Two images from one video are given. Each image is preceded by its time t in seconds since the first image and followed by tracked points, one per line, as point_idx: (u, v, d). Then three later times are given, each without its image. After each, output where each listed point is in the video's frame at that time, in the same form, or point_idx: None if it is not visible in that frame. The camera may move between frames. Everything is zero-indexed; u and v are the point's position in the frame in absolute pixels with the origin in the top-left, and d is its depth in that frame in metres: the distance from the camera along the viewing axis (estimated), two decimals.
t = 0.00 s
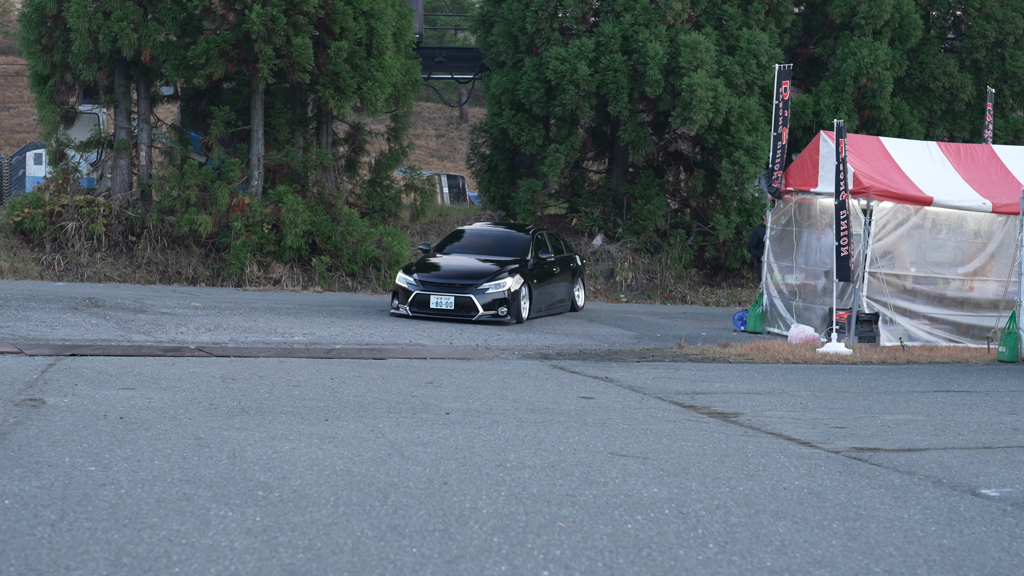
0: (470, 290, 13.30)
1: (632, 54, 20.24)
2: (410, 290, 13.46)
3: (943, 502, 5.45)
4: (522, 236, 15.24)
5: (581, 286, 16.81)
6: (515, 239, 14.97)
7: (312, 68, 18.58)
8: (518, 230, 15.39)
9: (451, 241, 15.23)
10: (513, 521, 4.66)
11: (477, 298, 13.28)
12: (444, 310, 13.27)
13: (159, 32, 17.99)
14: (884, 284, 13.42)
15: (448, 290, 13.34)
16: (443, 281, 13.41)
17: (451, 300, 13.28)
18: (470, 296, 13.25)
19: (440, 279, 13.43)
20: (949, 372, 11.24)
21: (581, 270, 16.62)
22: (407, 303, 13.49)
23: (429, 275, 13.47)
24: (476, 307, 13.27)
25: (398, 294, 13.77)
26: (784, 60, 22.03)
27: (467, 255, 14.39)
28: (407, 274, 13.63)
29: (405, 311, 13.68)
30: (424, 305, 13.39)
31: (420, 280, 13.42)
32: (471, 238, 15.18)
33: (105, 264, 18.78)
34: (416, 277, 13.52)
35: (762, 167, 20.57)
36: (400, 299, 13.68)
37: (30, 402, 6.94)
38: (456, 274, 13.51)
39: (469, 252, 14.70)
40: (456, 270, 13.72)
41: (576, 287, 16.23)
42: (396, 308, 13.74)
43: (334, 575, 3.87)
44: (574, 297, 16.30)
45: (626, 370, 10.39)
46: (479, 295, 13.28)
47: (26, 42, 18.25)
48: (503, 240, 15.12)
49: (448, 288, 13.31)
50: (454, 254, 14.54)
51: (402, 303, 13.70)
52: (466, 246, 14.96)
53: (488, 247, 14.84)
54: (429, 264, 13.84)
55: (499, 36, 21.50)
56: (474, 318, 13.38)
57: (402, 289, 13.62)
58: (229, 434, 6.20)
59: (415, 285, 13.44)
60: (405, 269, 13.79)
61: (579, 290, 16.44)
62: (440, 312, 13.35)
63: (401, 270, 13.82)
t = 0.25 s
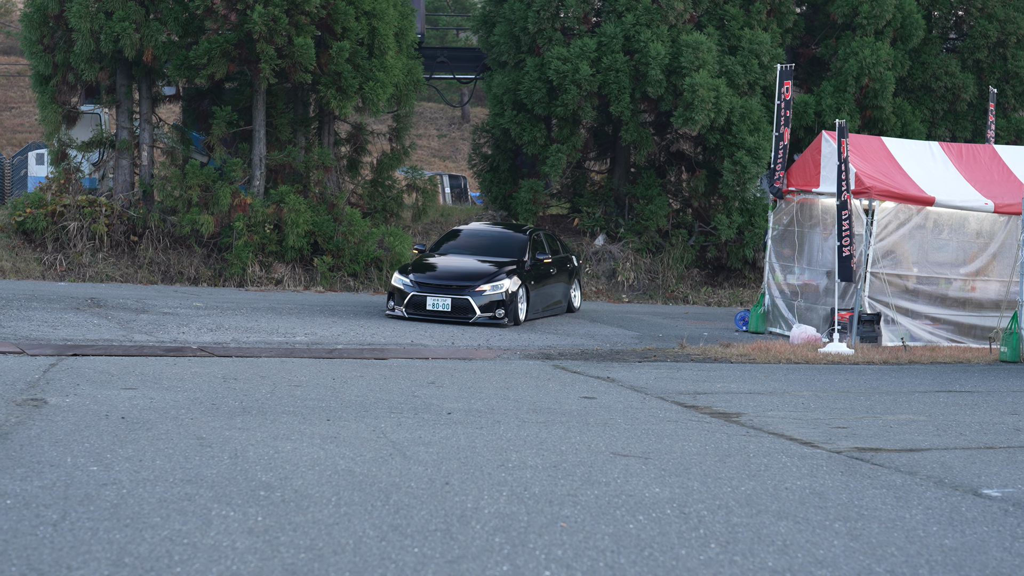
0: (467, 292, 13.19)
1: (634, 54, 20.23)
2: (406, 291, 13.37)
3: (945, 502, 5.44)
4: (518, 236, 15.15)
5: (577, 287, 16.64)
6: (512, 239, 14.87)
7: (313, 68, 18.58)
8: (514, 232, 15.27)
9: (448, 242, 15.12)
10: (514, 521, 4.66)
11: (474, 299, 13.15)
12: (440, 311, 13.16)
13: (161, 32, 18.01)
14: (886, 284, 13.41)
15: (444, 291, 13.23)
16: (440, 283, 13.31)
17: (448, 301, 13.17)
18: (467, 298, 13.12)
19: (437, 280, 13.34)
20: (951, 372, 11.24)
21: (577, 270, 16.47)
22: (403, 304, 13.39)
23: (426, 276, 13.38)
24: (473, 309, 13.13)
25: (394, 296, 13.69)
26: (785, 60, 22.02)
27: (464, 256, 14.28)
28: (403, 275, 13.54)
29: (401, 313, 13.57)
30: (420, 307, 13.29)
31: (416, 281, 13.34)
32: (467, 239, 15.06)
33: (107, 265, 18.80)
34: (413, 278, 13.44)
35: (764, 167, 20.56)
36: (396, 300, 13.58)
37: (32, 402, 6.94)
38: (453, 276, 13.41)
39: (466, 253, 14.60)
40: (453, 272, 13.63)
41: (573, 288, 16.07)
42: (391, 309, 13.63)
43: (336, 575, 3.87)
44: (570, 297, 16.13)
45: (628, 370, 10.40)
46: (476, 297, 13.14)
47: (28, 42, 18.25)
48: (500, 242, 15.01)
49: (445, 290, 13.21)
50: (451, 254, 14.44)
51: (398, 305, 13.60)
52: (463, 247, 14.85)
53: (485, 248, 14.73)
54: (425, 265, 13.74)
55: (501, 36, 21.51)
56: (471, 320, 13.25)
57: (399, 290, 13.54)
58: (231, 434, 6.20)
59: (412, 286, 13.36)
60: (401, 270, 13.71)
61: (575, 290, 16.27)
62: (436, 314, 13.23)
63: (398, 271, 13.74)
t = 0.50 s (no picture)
0: (463, 293, 12.99)
1: (635, 53, 20.21)
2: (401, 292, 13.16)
3: (946, 502, 5.44)
4: (514, 236, 14.93)
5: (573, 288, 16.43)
6: (508, 239, 14.66)
7: (315, 68, 18.59)
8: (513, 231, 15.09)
9: (443, 242, 14.89)
10: (516, 521, 4.66)
11: (470, 301, 12.96)
12: (436, 313, 12.99)
13: (162, 32, 18.02)
14: (887, 284, 13.41)
15: (440, 293, 13.03)
16: (435, 284, 13.10)
17: (444, 303, 12.98)
18: (463, 299, 12.94)
19: (433, 281, 13.12)
20: (953, 372, 11.23)
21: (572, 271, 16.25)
22: (398, 305, 13.19)
23: (421, 277, 13.16)
24: (470, 311, 12.96)
25: (389, 296, 13.46)
26: (787, 60, 22.00)
27: (459, 257, 14.06)
28: (398, 276, 13.32)
29: (396, 314, 13.37)
30: (416, 308, 13.09)
31: (412, 282, 13.11)
32: (462, 238, 14.82)
33: (108, 264, 18.81)
34: (408, 278, 13.22)
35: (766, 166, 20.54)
36: (391, 302, 13.36)
37: (33, 402, 6.94)
38: (449, 277, 13.19)
39: (461, 253, 14.37)
40: (448, 272, 13.41)
41: (569, 289, 15.85)
42: (386, 311, 13.45)
43: (336, 575, 3.86)
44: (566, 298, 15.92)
45: (629, 370, 10.39)
46: (473, 298, 12.96)
47: (29, 41, 18.25)
48: (495, 241, 14.78)
49: (440, 291, 13.00)
50: (446, 255, 14.22)
51: (393, 306, 13.39)
52: (458, 247, 14.63)
53: (480, 248, 14.50)
54: (420, 266, 13.52)
55: (502, 35, 21.50)
56: (468, 322, 13.07)
57: (394, 292, 13.32)
58: (233, 434, 6.19)
59: (407, 287, 13.14)
60: (396, 271, 13.48)
61: (571, 292, 16.04)
62: (432, 315, 13.05)
63: (393, 271, 13.52)
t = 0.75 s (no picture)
0: (459, 296, 12.81)
1: (637, 54, 20.21)
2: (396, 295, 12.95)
3: (949, 502, 5.44)
4: (510, 237, 14.74)
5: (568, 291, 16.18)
6: (503, 240, 14.46)
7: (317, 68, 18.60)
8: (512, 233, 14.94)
9: (437, 243, 14.66)
10: (518, 521, 4.66)
11: (467, 304, 12.80)
12: (432, 316, 12.81)
13: (165, 32, 18.04)
14: (889, 284, 13.41)
15: (436, 295, 12.84)
16: (431, 286, 12.91)
17: (440, 305, 12.81)
18: (460, 302, 12.77)
19: (429, 283, 12.93)
20: (955, 372, 11.23)
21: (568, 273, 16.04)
22: (393, 308, 12.98)
23: (417, 279, 12.96)
24: (467, 314, 12.79)
25: (383, 299, 13.24)
26: (789, 60, 21.99)
27: (454, 258, 13.85)
28: (393, 278, 13.10)
29: (391, 316, 13.16)
30: (411, 311, 12.89)
31: (407, 283, 12.91)
32: (458, 239, 14.59)
33: (110, 265, 18.84)
34: (403, 280, 13.01)
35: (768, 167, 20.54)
36: (386, 304, 13.15)
37: (36, 402, 6.96)
38: (444, 279, 13.00)
39: (457, 255, 14.15)
40: (443, 275, 13.22)
41: (564, 291, 15.64)
42: (381, 313, 13.24)
43: (339, 575, 3.87)
44: (562, 301, 15.70)
45: (631, 370, 10.39)
46: (470, 301, 12.80)
47: (32, 42, 18.28)
48: (491, 243, 14.56)
49: (437, 294, 12.82)
50: (441, 256, 14.01)
51: (387, 308, 13.19)
52: (453, 249, 14.41)
53: (476, 249, 14.28)
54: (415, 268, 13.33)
55: (505, 36, 21.51)
56: (464, 325, 12.90)
57: (389, 294, 13.12)
58: (235, 435, 6.21)
59: (403, 289, 12.94)
60: (391, 272, 13.28)
61: (568, 294, 15.82)
62: (428, 318, 12.88)
63: (388, 273, 13.31)
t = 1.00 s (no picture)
0: (455, 298, 12.58)
1: (639, 54, 20.21)
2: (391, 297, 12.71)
3: (951, 503, 5.44)
4: (506, 237, 14.50)
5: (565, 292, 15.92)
6: (499, 241, 14.24)
7: (319, 68, 18.60)
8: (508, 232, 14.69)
9: (432, 243, 14.40)
10: (520, 521, 4.67)
11: (462, 305, 12.56)
12: (427, 318, 12.57)
13: (167, 32, 18.05)
14: (891, 284, 13.41)
15: (432, 297, 12.61)
16: (427, 288, 12.67)
17: (435, 308, 12.58)
18: (455, 303, 12.54)
19: (424, 285, 12.69)
20: (956, 373, 11.23)
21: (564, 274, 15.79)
22: (387, 310, 12.76)
23: (412, 281, 12.72)
24: (462, 316, 12.55)
25: (378, 301, 13.03)
26: (791, 60, 21.98)
27: (450, 259, 13.60)
28: (388, 280, 12.86)
29: (386, 318, 12.93)
30: (406, 313, 12.67)
31: (402, 286, 12.67)
32: (453, 239, 14.34)
33: (112, 265, 18.86)
34: (398, 282, 12.77)
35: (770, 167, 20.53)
36: (380, 306, 12.94)
37: (38, 402, 6.97)
38: (440, 280, 12.76)
39: (452, 256, 13.89)
40: (439, 276, 12.98)
41: (560, 292, 15.38)
42: (375, 315, 13.01)
43: (342, 575, 3.88)
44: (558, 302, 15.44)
45: (634, 370, 10.39)
46: (465, 303, 12.56)
47: (34, 42, 18.30)
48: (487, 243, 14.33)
49: (432, 295, 12.58)
50: (436, 257, 13.78)
51: (382, 310, 12.96)
52: (447, 249, 14.15)
53: (471, 250, 14.02)
54: (411, 269, 13.10)
55: (507, 36, 21.51)
56: (460, 327, 12.66)
57: (383, 296, 12.87)
58: (237, 435, 6.22)
59: (398, 291, 12.70)
60: (386, 274, 13.03)
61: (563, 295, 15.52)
62: (423, 320, 12.66)
63: (382, 274, 13.06)
